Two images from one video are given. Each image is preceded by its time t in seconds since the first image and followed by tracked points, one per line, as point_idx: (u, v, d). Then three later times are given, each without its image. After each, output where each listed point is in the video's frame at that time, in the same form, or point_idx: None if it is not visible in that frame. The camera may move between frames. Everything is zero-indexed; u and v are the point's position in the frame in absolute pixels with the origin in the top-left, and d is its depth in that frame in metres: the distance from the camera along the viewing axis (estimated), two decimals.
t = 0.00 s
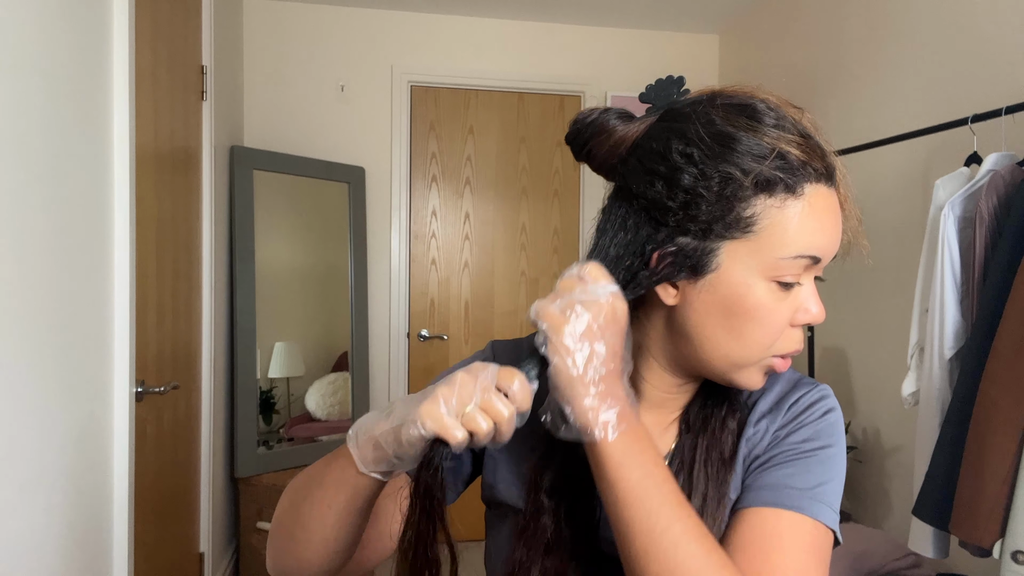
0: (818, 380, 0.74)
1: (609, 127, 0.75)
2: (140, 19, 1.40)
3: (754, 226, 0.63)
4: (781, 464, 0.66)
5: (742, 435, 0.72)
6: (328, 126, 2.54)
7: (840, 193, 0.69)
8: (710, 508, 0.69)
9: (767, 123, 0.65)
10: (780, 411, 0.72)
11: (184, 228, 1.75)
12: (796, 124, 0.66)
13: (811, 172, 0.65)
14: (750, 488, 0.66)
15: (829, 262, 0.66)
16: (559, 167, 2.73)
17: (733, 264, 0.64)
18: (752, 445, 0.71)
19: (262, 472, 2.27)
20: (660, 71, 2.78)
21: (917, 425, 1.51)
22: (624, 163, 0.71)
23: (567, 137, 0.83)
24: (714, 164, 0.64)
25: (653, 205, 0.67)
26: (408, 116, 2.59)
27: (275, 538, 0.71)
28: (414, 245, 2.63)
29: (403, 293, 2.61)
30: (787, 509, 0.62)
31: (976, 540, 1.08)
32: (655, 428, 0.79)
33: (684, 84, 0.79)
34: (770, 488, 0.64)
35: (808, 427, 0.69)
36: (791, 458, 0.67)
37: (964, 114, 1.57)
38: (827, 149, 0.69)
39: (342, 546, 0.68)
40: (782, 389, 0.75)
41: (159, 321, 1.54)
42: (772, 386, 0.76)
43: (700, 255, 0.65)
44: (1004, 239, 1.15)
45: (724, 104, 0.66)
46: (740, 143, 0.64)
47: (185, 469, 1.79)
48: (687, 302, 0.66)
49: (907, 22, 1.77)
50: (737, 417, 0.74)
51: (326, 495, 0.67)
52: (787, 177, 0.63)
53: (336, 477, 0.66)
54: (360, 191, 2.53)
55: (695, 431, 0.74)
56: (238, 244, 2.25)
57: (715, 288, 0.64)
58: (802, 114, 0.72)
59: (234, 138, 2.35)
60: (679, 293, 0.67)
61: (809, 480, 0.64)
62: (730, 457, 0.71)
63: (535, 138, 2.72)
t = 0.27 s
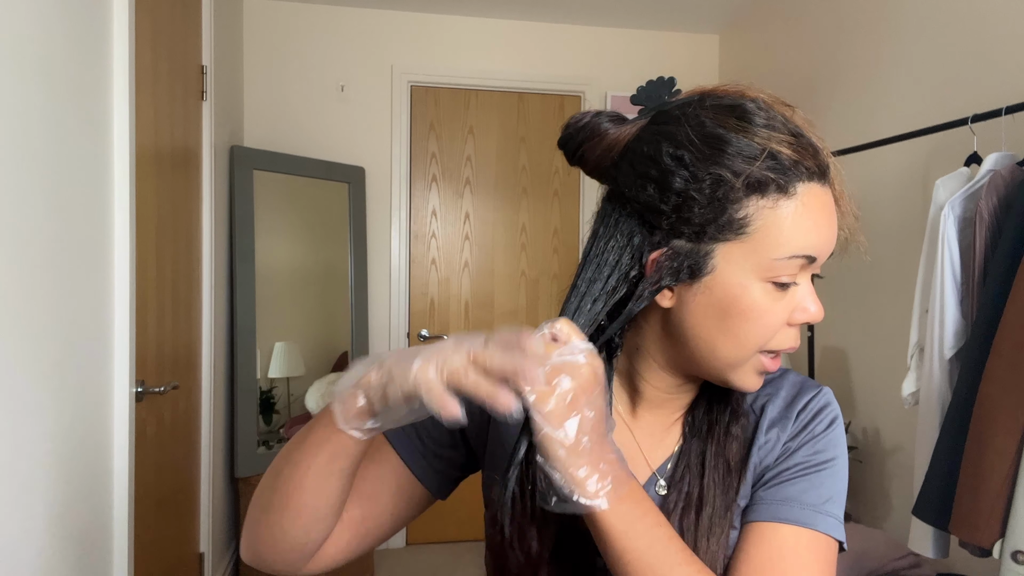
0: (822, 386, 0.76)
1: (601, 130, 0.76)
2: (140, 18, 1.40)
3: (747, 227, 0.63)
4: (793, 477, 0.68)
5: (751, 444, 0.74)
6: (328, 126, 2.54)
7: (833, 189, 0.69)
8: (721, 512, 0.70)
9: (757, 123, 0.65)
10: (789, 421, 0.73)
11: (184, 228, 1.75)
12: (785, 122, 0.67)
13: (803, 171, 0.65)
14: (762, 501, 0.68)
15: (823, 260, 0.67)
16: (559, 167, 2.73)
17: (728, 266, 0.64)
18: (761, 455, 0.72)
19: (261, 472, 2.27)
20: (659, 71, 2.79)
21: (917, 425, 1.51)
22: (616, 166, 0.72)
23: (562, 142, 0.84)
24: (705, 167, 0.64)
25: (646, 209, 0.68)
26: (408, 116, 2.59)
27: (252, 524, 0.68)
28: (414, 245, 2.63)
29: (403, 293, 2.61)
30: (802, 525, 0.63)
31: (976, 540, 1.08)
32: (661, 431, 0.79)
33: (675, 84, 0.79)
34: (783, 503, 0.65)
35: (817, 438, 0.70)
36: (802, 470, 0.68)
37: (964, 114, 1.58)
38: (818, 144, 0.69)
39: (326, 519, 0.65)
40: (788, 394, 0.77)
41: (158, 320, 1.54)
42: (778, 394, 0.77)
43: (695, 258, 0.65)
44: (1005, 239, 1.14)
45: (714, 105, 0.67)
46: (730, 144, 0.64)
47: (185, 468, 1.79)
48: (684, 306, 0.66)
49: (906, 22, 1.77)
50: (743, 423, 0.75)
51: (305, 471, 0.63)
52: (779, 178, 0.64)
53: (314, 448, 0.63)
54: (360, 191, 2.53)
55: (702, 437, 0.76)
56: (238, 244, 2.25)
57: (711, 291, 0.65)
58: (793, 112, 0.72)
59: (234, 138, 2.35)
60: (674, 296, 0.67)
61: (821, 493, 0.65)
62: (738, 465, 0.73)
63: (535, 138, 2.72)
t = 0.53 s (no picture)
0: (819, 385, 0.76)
1: (588, 134, 0.76)
2: (140, 18, 1.40)
3: (737, 228, 0.63)
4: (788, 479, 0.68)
5: (747, 445, 0.74)
6: (328, 126, 2.54)
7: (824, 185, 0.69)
8: (720, 515, 0.70)
9: (744, 123, 0.65)
10: (785, 422, 0.73)
11: (184, 228, 1.75)
12: (773, 121, 0.66)
13: (792, 169, 0.65)
14: (757, 504, 0.68)
15: (816, 258, 0.67)
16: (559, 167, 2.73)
17: (721, 267, 0.64)
18: (758, 456, 0.73)
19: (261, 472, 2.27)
20: (659, 71, 2.78)
21: (917, 425, 1.51)
22: (605, 170, 0.72)
23: (549, 147, 0.83)
24: (692, 169, 0.64)
25: (636, 213, 0.68)
26: (408, 116, 2.59)
27: (259, 516, 0.68)
28: (414, 245, 2.63)
29: (403, 293, 2.61)
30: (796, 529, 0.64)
31: (976, 540, 1.08)
32: (659, 431, 0.79)
33: (661, 85, 0.77)
34: (778, 507, 0.66)
35: (813, 440, 0.71)
36: (797, 472, 0.68)
37: (964, 113, 1.57)
38: (807, 141, 0.68)
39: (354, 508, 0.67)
40: (784, 393, 0.77)
41: (158, 320, 1.54)
42: (774, 394, 0.77)
43: (687, 260, 0.65)
44: (1004, 239, 1.14)
45: (699, 106, 0.67)
46: (717, 145, 0.64)
47: (185, 468, 1.79)
48: (678, 307, 0.67)
49: (906, 22, 1.77)
50: (740, 424, 0.75)
51: (345, 451, 0.65)
52: (767, 177, 0.63)
53: (362, 422, 0.66)
54: (360, 191, 2.53)
55: (698, 439, 0.76)
56: (238, 244, 2.26)
57: (704, 292, 0.65)
58: (781, 108, 0.72)
59: (234, 138, 2.35)
60: (669, 297, 0.67)
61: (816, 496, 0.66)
62: (735, 467, 0.73)
63: (535, 138, 2.72)
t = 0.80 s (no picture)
0: (820, 384, 0.77)
1: (583, 134, 0.76)
2: (140, 17, 1.40)
3: (733, 224, 0.63)
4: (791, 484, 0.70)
5: (748, 446, 0.75)
6: (328, 126, 2.54)
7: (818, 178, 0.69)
8: (719, 517, 0.71)
9: (737, 118, 0.65)
10: (787, 423, 0.74)
11: (184, 227, 1.75)
12: (765, 116, 0.67)
13: (786, 163, 0.65)
14: (760, 507, 0.70)
15: (813, 251, 0.67)
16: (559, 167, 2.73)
17: (717, 264, 0.64)
18: (758, 457, 0.74)
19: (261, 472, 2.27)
20: (659, 71, 2.78)
21: (917, 425, 1.51)
22: (599, 169, 0.72)
23: (544, 149, 0.83)
24: (686, 165, 0.64)
25: (630, 210, 0.67)
26: (408, 115, 2.59)
27: (249, 518, 0.70)
28: (414, 245, 2.63)
29: (403, 293, 2.61)
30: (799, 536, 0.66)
31: (976, 540, 1.08)
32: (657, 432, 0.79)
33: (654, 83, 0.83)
34: (780, 511, 0.68)
35: (814, 441, 0.72)
36: (800, 476, 0.70)
37: (964, 113, 1.57)
38: (800, 134, 0.69)
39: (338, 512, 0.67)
40: (784, 393, 0.78)
41: (158, 320, 1.54)
42: (774, 393, 0.78)
43: (683, 256, 0.65)
44: (1004, 239, 1.14)
45: (692, 103, 0.67)
46: (710, 141, 0.64)
47: (185, 468, 1.79)
48: (676, 304, 0.67)
49: (906, 22, 1.77)
50: (738, 424, 0.75)
51: (321, 459, 0.65)
52: (762, 172, 0.63)
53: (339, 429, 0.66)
54: (360, 191, 2.53)
55: (697, 439, 0.76)
56: (238, 244, 2.26)
57: (701, 289, 0.65)
58: (774, 104, 0.72)
59: (234, 138, 2.35)
60: (666, 295, 0.67)
61: (817, 501, 0.68)
62: (736, 467, 0.74)
63: (535, 138, 2.72)
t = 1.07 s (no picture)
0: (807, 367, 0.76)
1: (578, 143, 0.77)
2: (140, 18, 1.40)
3: (738, 224, 0.63)
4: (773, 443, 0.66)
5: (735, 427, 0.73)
6: (328, 126, 2.54)
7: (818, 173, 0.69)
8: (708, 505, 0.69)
9: (735, 118, 0.65)
10: (771, 396, 0.72)
11: (184, 228, 1.75)
12: (762, 113, 0.66)
13: (787, 160, 0.64)
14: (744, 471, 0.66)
15: (818, 247, 0.67)
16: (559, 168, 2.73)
17: (725, 264, 0.64)
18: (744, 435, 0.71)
19: (262, 472, 2.27)
20: (659, 70, 2.78)
21: (917, 425, 1.51)
22: (598, 178, 0.72)
23: (539, 159, 0.84)
24: (688, 169, 0.64)
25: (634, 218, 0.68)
26: (408, 115, 2.59)
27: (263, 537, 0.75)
28: (414, 245, 2.63)
29: (403, 293, 2.61)
30: (782, 482, 0.61)
31: (976, 540, 1.08)
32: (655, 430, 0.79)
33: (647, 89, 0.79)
34: (762, 467, 0.63)
35: (799, 407, 0.69)
36: (784, 436, 0.66)
37: (965, 113, 1.57)
38: (797, 129, 0.69)
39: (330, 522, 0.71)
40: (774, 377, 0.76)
41: (158, 321, 1.54)
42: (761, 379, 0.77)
43: (690, 259, 0.65)
44: (1005, 239, 1.14)
45: (688, 105, 0.67)
46: (710, 143, 0.64)
47: (185, 468, 1.79)
48: (684, 307, 0.67)
49: (907, 21, 1.77)
50: (731, 411, 0.74)
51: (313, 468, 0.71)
52: (763, 171, 0.63)
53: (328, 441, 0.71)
54: (360, 191, 2.53)
55: (689, 429, 0.75)
56: (238, 244, 2.26)
57: (710, 290, 0.65)
58: (769, 100, 0.72)
59: (234, 138, 2.35)
60: (674, 297, 0.67)
61: (803, 454, 0.63)
62: (725, 450, 0.72)
63: (535, 138, 2.72)
